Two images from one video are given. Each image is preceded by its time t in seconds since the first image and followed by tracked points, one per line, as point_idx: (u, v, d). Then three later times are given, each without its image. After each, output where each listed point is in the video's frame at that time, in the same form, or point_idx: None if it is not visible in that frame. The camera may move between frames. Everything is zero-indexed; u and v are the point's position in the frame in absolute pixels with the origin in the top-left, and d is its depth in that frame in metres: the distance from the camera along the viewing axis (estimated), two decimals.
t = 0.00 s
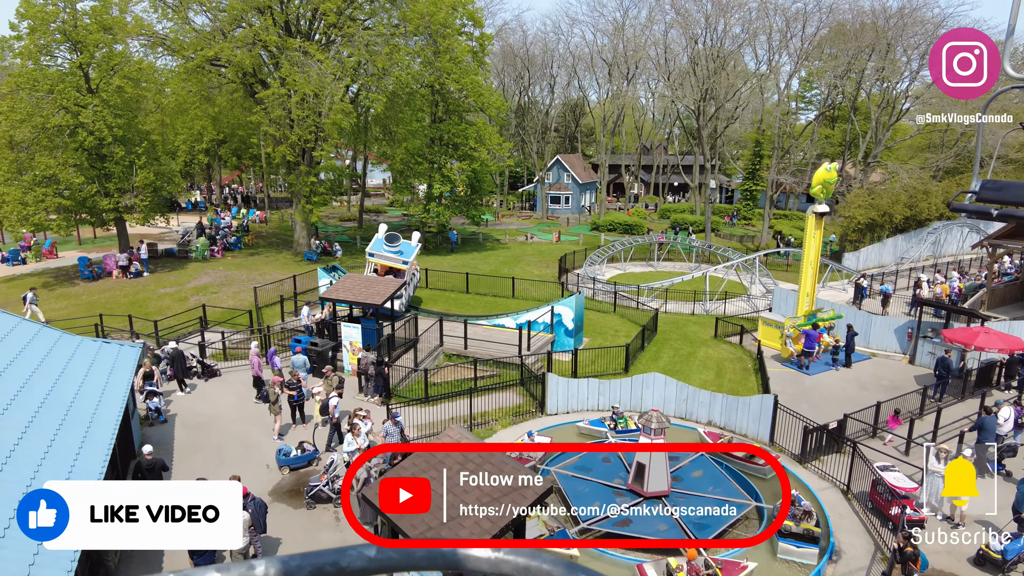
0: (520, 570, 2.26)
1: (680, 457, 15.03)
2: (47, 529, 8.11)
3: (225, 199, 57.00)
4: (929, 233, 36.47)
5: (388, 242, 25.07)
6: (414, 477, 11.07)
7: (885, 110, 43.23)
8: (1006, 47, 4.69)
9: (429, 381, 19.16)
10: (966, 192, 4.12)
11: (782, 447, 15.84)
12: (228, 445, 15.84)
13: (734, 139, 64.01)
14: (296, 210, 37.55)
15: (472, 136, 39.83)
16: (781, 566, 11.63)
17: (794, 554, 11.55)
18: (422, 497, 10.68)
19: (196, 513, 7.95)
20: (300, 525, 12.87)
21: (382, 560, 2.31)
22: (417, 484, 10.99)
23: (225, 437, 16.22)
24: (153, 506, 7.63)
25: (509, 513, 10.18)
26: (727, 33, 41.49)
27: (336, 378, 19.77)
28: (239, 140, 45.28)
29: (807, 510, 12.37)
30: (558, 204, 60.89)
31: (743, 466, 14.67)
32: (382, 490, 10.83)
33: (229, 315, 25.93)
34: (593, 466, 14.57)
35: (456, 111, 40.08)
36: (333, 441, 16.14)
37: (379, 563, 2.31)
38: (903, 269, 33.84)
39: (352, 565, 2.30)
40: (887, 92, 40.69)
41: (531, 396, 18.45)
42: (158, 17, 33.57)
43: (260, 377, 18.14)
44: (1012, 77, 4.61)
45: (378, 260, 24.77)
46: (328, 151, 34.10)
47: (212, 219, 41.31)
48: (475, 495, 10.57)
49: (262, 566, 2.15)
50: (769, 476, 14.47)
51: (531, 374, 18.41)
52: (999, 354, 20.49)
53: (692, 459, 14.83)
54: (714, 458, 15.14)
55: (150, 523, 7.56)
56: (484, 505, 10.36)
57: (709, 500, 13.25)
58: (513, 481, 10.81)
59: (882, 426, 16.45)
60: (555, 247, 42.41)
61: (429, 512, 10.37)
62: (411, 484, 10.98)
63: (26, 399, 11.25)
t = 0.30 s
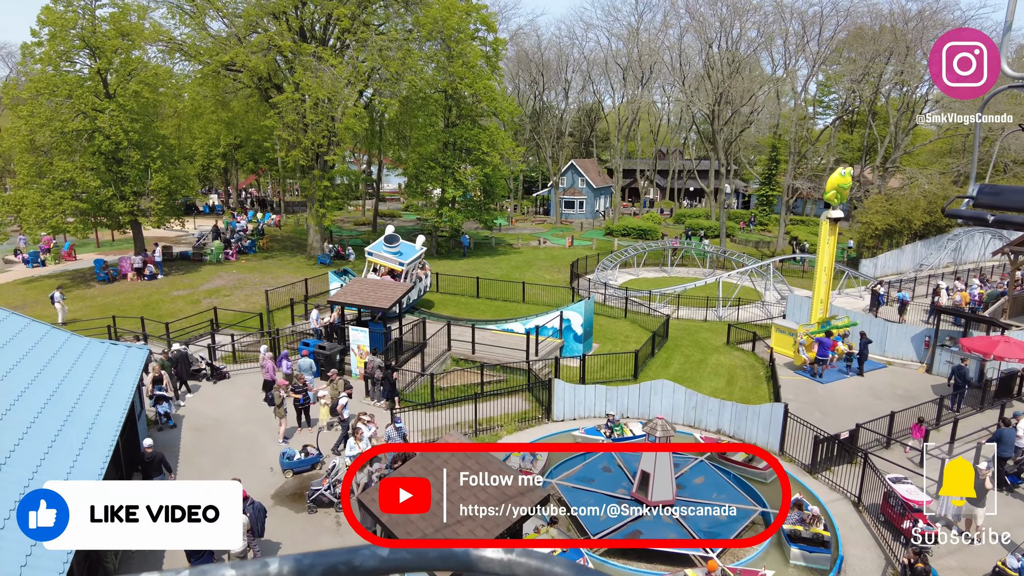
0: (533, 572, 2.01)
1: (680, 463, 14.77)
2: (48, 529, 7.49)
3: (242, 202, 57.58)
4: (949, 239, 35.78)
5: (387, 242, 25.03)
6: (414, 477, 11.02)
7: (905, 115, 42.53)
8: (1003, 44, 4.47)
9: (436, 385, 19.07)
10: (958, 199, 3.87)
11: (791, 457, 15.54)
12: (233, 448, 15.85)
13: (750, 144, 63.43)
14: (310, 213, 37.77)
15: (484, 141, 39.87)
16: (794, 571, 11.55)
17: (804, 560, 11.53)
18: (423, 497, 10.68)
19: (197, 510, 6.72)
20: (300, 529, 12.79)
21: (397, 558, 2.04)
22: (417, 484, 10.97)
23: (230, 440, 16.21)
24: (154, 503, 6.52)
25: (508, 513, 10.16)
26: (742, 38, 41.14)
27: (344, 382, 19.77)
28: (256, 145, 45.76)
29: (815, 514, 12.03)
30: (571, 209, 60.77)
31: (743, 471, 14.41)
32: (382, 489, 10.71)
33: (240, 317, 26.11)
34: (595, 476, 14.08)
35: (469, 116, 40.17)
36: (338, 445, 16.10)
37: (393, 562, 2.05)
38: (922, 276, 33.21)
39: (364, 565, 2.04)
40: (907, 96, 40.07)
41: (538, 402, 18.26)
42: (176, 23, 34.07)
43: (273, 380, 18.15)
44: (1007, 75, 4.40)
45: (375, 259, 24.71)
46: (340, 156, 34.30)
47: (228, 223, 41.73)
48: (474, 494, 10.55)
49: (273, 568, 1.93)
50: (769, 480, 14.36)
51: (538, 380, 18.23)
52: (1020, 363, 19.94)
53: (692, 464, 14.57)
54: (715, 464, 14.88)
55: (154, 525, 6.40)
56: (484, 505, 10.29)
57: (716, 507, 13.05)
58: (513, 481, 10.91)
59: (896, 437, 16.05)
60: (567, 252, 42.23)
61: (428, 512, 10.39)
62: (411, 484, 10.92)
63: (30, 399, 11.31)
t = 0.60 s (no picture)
0: (551, 572, 2.01)
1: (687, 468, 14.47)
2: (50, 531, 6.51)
3: (265, 204, 58.32)
4: (979, 245, 34.86)
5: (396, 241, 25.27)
6: (414, 478, 11.14)
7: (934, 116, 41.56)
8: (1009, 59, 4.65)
9: (448, 388, 19.01)
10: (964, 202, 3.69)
11: (808, 467, 15.16)
12: (244, 448, 15.92)
13: (775, 147, 62.61)
14: (330, 214, 38.05)
15: (503, 143, 39.88)
16: None
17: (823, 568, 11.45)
18: (422, 497, 10.78)
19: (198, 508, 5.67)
20: (307, 530, 12.76)
21: (412, 556, 2.05)
22: (416, 484, 11.13)
23: (241, 441, 16.28)
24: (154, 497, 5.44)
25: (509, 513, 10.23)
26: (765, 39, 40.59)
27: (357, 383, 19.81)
28: (277, 147, 46.32)
29: (829, 517, 12.02)
30: (592, 212, 60.46)
31: (750, 475, 14.38)
32: (383, 489, 10.78)
33: (257, 317, 26.35)
34: (603, 486, 13.61)
35: (488, 118, 40.19)
36: (348, 446, 16.09)
37: (409, 559, 2.04)
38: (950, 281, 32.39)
39: (381, 560, 2.06)
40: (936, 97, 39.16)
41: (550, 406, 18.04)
42: (200, 27, 34.62)
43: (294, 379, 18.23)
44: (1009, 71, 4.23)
45: (384, 257, 25.00)
46: (358, 157, 34.48)
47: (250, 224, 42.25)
48: (477, 494, 10.68)
49: (290, 558, 1.97)
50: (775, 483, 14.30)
51: (550, 384, 18.04)
52: None
53: (699, 470, 14.22)
54: (720, 468, 14.88)
55: (154, 524, 5.28)
56: (484, 505, 10.43)
57: (727, 513, 12.83)
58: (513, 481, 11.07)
59: (918, 447, 15.59)
60: (586, 255, 41.96)
61: (429, 512, 10.55)
62: (411, 485, 11.05)
63: (41, 397, 11.41)
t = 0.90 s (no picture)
0: (570, 569, 1.88)
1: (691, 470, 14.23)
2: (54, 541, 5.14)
3: (283, 204, 58.85)
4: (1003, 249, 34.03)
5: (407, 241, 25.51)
6: (413, 480, 11.08)
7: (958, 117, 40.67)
8: None
9: (455, 390, 18.90)
10: (965, 206, 3.52)
11: (821, 475, 14.84)
12: (250, 448, 15.95)
13: (794, 149, 61.82)
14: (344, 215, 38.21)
15: (517, 144, 39.74)
16: None
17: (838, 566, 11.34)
18: (423, 497, 10.73)
19: (199, 508, 3.74)
20: (308, 532, 12.69)
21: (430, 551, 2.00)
22: (416, 485, 11.12)
23: (248, 441, 16.32)
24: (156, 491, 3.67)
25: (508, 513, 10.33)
26: (784, 39, 40.05)
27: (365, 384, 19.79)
28: (294, 148, 46.68)
29: (836, 520, 12.03)
30: (607, 213, 60.15)
31: (749, 477, 14.05)
32: (382, 489, 10.58)
33: (269, 317, 26.49)
34: (607, 496, 13.29)
35: (504, 119, 40.06)
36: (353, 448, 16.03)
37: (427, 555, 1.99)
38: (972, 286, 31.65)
39: (399, 555, 1.99)
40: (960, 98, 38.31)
41: (557, 410, 17.86)
42: (218, 29, 34.96)
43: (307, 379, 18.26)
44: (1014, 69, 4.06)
45: (393, 257, 25.34)
46: (373, 159, 34.62)
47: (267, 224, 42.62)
48: (476, 497, 10.70)
49: (313, 551, 1.96)
50: (775, 486, 14.09)
51: (558, 387, 17.87)
52: None
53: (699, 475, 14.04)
54: (719, 472, 14.45)
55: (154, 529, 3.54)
56: (483, 506, 10.47)
57: (733, 518, 12.65)
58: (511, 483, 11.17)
59: (934, 457, 15.19)
60: (600, 257, 41.69)
61: (428, 513, 10.46)
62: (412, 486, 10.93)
63: (46, 395, 11.43)
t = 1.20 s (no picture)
0: (581, 564, 1.82)
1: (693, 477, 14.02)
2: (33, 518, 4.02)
3: (297, 207, 59.24)
4: None
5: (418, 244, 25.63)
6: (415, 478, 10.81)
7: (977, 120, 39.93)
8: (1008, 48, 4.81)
9: (460, 393, 18.80)
10: (954, 209, 3.32)
11: (828, 484, 14.56)
12: (254, 449, 15.95)
13: (810, 152, 61.09)
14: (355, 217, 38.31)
15: (528, 146, 39.55)
16: None
17: (844, 569, 11.11)
18: (422, 496, 10.30)
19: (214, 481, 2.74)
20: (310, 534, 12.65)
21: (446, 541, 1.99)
22: (416, 485, 10.81)
23: (252, 442, 16.33)
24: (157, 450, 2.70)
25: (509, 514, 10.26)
26: (798, 40, 39.57)
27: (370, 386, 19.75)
28: (306, 151, 46.90)
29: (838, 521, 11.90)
30: (620, 216, 59.87)
31: (745, 480, 13.78)
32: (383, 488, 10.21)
33: (278, 319, 26.58)
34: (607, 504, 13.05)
35: (516, 121, 39.85)
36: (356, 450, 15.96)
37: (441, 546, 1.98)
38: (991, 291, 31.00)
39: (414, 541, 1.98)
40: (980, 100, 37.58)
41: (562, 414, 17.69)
42: (232, 32, 35.27)
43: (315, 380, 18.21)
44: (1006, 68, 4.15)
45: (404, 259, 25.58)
46: (383, 161, 34.65)
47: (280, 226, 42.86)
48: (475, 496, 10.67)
49: (324, 541, 1.92)
50: (770, 487, 13.86)
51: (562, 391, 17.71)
52: None
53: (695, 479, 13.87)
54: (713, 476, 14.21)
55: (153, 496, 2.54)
56: (483, 506, 10.35)
57: (737, 524, 12.43)
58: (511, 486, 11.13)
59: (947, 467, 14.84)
60: (611, 260, 41.43)
61: (428, 513, 10.14)
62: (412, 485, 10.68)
63: (48, 394, 11.45)
